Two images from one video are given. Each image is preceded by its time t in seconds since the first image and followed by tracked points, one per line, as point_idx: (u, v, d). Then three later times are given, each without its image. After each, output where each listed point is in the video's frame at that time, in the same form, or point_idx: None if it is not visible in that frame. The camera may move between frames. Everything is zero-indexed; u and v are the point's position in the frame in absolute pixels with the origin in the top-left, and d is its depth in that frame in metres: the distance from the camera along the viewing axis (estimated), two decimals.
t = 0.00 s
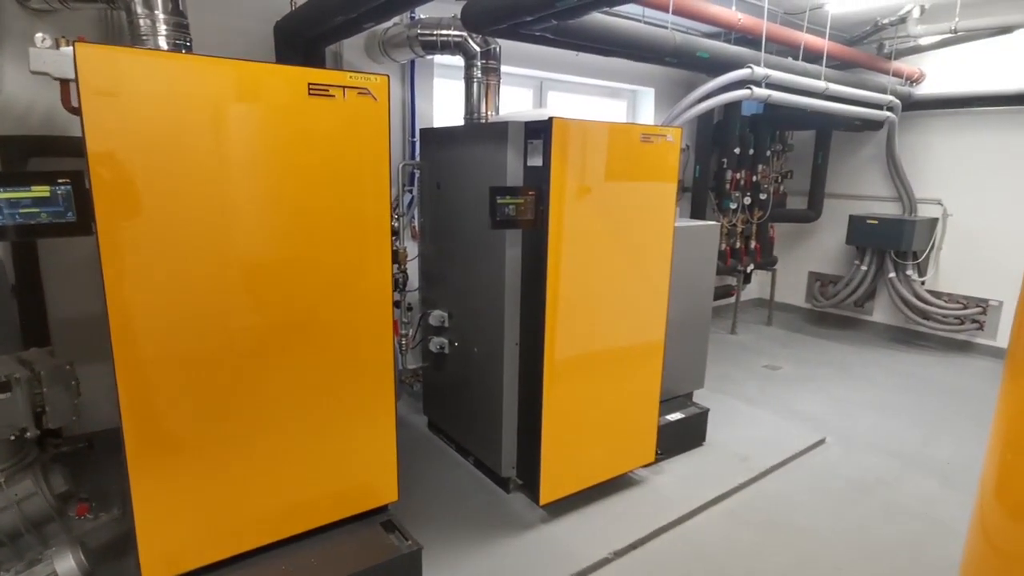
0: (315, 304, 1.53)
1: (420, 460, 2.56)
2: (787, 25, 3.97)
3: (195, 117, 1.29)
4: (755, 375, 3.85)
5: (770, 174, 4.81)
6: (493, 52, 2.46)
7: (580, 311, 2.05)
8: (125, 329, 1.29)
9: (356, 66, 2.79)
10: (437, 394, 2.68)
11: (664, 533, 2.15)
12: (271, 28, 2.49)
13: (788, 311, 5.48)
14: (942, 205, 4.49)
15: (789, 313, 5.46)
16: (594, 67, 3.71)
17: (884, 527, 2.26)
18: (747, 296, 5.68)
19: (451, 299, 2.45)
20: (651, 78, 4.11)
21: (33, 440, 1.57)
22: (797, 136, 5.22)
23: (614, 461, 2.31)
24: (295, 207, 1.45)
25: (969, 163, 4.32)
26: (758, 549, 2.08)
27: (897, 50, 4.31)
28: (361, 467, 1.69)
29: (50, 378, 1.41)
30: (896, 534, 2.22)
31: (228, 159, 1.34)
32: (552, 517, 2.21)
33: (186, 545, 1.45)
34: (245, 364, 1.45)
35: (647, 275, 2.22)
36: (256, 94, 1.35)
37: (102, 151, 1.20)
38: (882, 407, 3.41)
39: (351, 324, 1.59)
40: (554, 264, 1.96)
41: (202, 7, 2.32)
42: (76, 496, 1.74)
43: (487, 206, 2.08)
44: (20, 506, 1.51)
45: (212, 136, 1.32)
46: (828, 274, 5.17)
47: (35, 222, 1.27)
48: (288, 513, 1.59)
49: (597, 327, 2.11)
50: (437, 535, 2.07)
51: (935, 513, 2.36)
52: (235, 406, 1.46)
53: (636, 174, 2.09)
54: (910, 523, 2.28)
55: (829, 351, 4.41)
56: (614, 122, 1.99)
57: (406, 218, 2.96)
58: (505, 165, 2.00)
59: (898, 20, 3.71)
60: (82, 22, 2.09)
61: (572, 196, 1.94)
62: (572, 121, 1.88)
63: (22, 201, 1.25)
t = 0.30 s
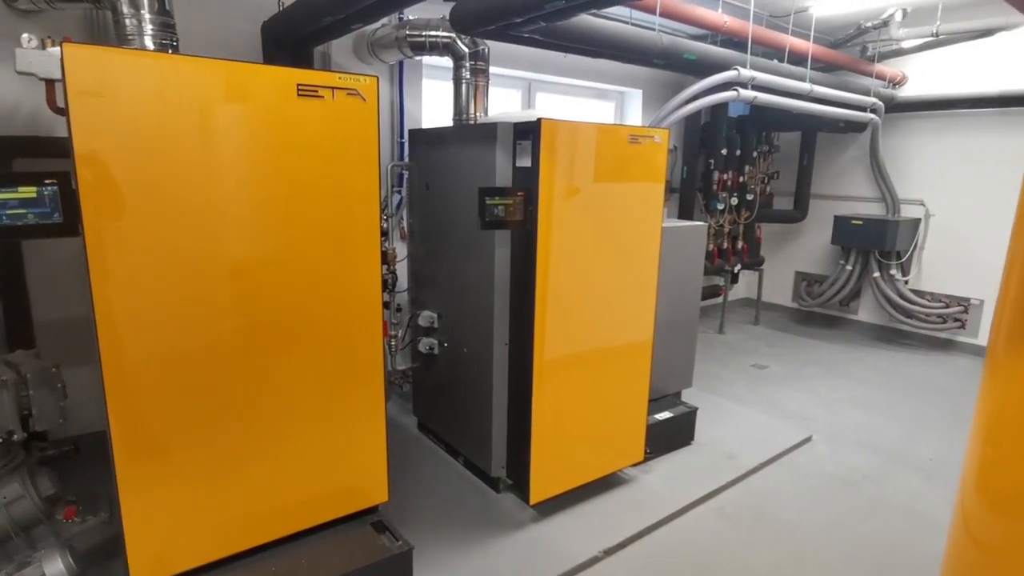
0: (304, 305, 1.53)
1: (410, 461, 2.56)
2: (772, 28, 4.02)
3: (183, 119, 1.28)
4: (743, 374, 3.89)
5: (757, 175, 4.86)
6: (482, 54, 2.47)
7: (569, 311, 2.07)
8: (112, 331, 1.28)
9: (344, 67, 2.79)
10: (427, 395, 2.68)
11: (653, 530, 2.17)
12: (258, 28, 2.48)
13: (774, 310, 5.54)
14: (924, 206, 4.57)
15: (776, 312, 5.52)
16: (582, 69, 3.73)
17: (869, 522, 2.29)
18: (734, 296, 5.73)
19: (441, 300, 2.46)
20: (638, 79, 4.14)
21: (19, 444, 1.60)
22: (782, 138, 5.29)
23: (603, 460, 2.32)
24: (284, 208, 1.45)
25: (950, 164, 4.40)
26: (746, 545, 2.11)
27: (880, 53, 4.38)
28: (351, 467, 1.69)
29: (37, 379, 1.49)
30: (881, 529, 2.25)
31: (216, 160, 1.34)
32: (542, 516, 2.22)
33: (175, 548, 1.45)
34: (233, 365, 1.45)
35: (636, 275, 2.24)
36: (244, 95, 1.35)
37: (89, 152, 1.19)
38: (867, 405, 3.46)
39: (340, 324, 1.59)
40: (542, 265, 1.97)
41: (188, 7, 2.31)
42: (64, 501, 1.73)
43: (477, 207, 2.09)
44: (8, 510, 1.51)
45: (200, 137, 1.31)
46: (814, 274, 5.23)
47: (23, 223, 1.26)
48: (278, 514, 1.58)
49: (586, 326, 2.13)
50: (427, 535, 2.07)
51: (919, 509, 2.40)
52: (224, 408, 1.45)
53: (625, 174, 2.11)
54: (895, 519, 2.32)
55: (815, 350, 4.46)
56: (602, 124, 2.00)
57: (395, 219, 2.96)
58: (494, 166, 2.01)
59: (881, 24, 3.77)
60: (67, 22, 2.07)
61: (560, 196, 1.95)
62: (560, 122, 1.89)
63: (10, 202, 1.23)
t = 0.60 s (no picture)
0: (292, 305, 1.52)
1: (398, 461, 2.56)
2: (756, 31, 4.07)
3: (169, 118, 1.28)
4: (729, 373, 3.94)
5: (742, 175, 4.91)
6: (469, 54, 2.48)
7: (557, 310, 2.08)
8: (97, 331, 1.27)
9: (331, 67, 2.78)
10: (415, 395, 2.68)
11: (641, 528, 2.19)
12: (245, 28, 2.46)
13: (760, 310, 5.60)
14: (905, 206, 4.66)
15: (761, 312, 5.58)
16: (569, 70, 3.75)
17: (853, 518, 2.32)
18: (721, 296, 5.78)
19: (429, 300, 2.46)
20: (625, 81, 4.18)
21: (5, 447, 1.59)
22: (767, 139, 5.36)
23: (591, 459, 2.34)
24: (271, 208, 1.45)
25: (930, 165, 4.48)
26: (732, 542, 2.14)
27: (863, 56, 4.44)
28: (340, 467, 1.68)
29: (22, 382, 1.48)
30: (864, 525, 2.29)
31: (202, 160, 1.34)
32: (531, 515, 2.23)
33: (161, 550, 1.44)
34: (221, 366, 1.44)
35: (623, 274, 2.26)
36: (231, 94, 1.34)
37: (73, 151, 1.18)
38: (851, 402, 3.51)
39: (328, 324, 1.59)
40: (530, 266, 1.98)
41: (174, 6, 2.29)
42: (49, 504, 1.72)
43: (465, 207, 2.10)
44: None
45: (187, 136, 1.31)
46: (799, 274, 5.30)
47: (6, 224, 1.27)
48: (266, 515, 1.58)
49: (574, 326, 2.14)
50: (416, 535, 2.07)
51: (900, 504, 2.44)
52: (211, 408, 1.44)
53: (612, 175, 2.12)
54: (877, 514, 2.36)
55: (800, 348, 4.52)
56: (589, 124, 2.02)
57: (383, 219, 2.95)
58: (482, 166, 2.02)
59: (862, 27, 3.83)
60: (50, 21, 2.04)
61: (548, 196, 1.97)
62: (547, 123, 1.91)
63: None
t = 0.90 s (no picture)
0: (277, 305, 1.52)
1: (387, 462, 2.55)
2: (741, 33, 4.11)
3: (152, 118, 1.27)
4: (715, 372, 3.97)
5: (727, 175, 4.96)
6: (455, 55, 2.48)
7: (544, 310, 2.09)
8: (80, 333, 1.25)
9: (317, 66, 2.76)
10: (403, 396, 2.67)
11: (629, 526, 2.21)
12: (229, 26, 2.44)
13: (746, 309, 5.66)
14: (886, 206, 4.73)
15: (746, 311, 5.64)
16: (556, 71, 3.77)
17: (836, 514, 2.36)
18: (707, 295, 5.83)
19: (416, 301, 2.46)
20: (611, 81, 4.20)
21: None
22: (752, 140, 5.42)
23: (579, 457, 2.35)
24: (257, 209, 1.44)
25: (910, 165, 4.57)
26: (719, 539, 2.16)
27: (845, 58, 4.50)
28: (327, 468, 1.68)
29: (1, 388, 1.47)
30: (846, 520, 2.32)
31: (186, 160, 1.32)
32: (519, 514, 2.24)
33: (146, 553, 1.42)
34: (206, 367, 1.43)
35: (610, 274, 2.27)
36: (216, 94, 1.34)
37: (54, 151, 1.17)
38: (834, 400, 3.57)
39: (316, 323, 1.59)
40: (517, 267, 1.99)
41: (157, 4, 2.26)
42: (32, 508, 1.70)
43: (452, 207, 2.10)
44: None
45: (170, 135, 1.30)
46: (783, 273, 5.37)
47: None
48: (252, 517, 1.57)
49: (561, 325, 2.15)
50: (405, 536, 2.07)
51: (882, 499, 2.49)
52: (196, 410, 1.43)
53: (598, 174, 2.14)
54: (859, 509, 2.40)
55: (784, 347, 4.58)
56: (575, 125, 2.03)
57: (370, 219, 2.94)
58: (469, 166, 2.03)
59: (844, 29, 3.91)
60: (30, 18, 2.01)
61: (535, 196, 1.98)
62: (534, 123, 1.91)
63: None
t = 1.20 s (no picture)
0: (265, 306, 1.51)
1: (376, 462, 2.55)
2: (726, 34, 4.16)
3: (138, 118, 1.26)
4: (702, 371, 4.01)
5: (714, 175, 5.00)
6: (443, 55, 2.49)
7: (533, 309, 2.10)
8: (66, 335, 1.24)
9: (303, 65, 2.75)
10: (392, 396, 2.67)
11: (618, 524, 2.22)
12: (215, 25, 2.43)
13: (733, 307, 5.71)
14: (870, 205, 4.80)
15: (733, 309, 5.70)
16: (543, 71, 3.78)
17: (822, 509, 2.40)
18: (695, 294, 5.88)
19: (405, 301, 2.45)
20: (599, 81, 4.22)
21: None
22: (738, 140, 5.47)
23: (568, 455, 2.36)
24: (244, 209, 1.44)
25: (893, 165, 4.64)
26: (707, 535, 2.18)
27: (829, 59, 4.56)
28: (316, 469, 1.67)
29: None
30: (832, 514, 2.36)
31: (171, 160, 1.32)
32: (508, 513, 2.25)
33: (133, 556, 1.41)
34: (194, 369, 1.43)
35: (598, 274, 2.29)
36: (202, 94, 1.33)
37: (36, 151, 1.16)
38: (820, 396, 3.62)
39: (304, 324, 1.58)
40: (505, 267, 2.00)
41: (141, 3, 2.24)
42: (18, 513, 1.68)
43: (440, 208, 2.10)
44: None
45: (156, 135, 1.29)
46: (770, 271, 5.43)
47: None
48: (241, 519, 1.56)
49: (549, 325, 2.16)
50: (394, 536, 2.07)
51: (867, 494, 2.53)
52: (183, 412, 1.43)
53: (586, 174, 2.15)
54: (844, 504, 2.44)
55: (770, 345, 4.63)
56: (563, 125, 2.04)
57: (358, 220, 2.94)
58: (457, 167, 2.04)
59: (828, 31, 3.97)
60: (12, 17, 1.98)
61: (523, 196, 1.99)
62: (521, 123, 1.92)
63: None
